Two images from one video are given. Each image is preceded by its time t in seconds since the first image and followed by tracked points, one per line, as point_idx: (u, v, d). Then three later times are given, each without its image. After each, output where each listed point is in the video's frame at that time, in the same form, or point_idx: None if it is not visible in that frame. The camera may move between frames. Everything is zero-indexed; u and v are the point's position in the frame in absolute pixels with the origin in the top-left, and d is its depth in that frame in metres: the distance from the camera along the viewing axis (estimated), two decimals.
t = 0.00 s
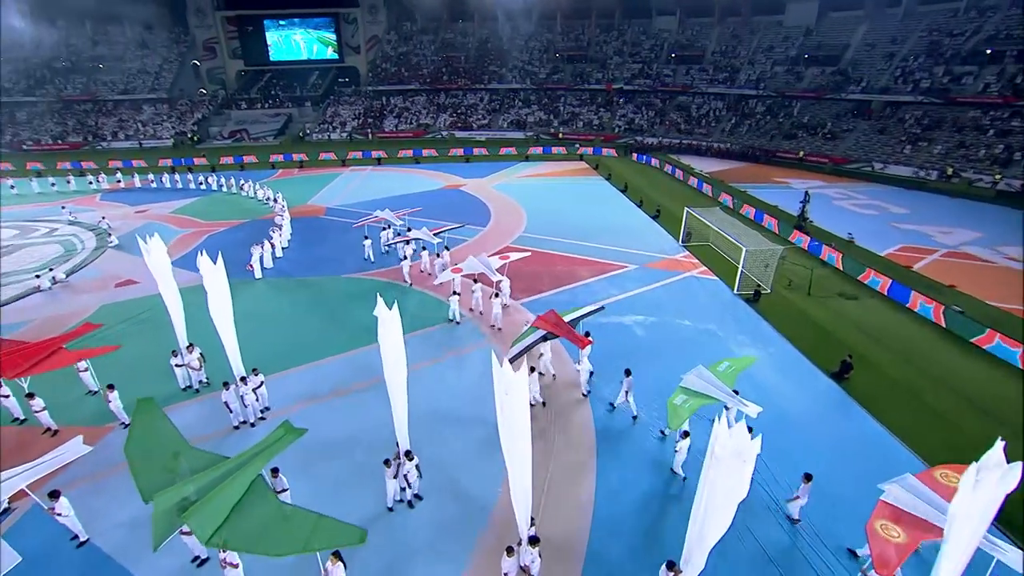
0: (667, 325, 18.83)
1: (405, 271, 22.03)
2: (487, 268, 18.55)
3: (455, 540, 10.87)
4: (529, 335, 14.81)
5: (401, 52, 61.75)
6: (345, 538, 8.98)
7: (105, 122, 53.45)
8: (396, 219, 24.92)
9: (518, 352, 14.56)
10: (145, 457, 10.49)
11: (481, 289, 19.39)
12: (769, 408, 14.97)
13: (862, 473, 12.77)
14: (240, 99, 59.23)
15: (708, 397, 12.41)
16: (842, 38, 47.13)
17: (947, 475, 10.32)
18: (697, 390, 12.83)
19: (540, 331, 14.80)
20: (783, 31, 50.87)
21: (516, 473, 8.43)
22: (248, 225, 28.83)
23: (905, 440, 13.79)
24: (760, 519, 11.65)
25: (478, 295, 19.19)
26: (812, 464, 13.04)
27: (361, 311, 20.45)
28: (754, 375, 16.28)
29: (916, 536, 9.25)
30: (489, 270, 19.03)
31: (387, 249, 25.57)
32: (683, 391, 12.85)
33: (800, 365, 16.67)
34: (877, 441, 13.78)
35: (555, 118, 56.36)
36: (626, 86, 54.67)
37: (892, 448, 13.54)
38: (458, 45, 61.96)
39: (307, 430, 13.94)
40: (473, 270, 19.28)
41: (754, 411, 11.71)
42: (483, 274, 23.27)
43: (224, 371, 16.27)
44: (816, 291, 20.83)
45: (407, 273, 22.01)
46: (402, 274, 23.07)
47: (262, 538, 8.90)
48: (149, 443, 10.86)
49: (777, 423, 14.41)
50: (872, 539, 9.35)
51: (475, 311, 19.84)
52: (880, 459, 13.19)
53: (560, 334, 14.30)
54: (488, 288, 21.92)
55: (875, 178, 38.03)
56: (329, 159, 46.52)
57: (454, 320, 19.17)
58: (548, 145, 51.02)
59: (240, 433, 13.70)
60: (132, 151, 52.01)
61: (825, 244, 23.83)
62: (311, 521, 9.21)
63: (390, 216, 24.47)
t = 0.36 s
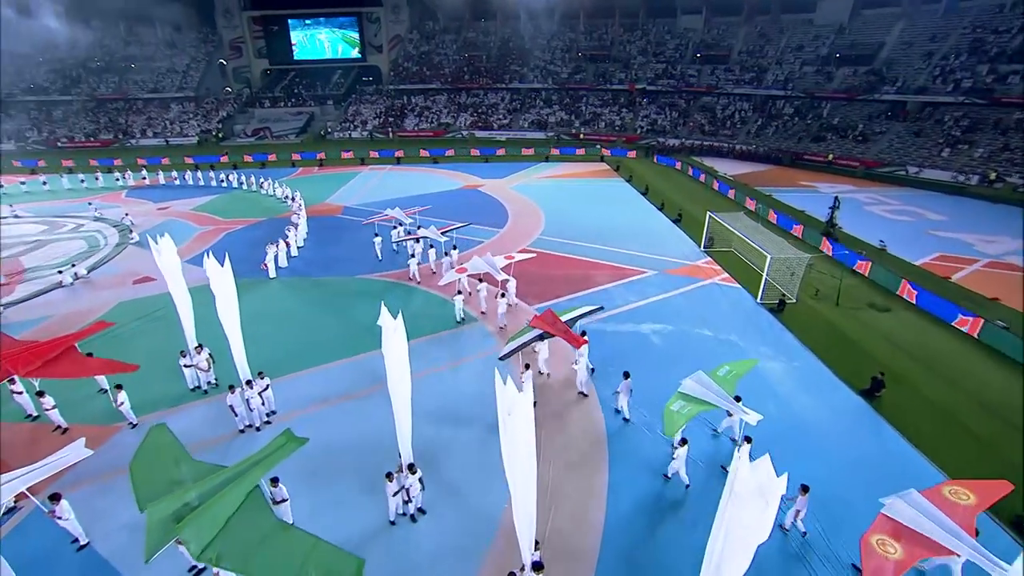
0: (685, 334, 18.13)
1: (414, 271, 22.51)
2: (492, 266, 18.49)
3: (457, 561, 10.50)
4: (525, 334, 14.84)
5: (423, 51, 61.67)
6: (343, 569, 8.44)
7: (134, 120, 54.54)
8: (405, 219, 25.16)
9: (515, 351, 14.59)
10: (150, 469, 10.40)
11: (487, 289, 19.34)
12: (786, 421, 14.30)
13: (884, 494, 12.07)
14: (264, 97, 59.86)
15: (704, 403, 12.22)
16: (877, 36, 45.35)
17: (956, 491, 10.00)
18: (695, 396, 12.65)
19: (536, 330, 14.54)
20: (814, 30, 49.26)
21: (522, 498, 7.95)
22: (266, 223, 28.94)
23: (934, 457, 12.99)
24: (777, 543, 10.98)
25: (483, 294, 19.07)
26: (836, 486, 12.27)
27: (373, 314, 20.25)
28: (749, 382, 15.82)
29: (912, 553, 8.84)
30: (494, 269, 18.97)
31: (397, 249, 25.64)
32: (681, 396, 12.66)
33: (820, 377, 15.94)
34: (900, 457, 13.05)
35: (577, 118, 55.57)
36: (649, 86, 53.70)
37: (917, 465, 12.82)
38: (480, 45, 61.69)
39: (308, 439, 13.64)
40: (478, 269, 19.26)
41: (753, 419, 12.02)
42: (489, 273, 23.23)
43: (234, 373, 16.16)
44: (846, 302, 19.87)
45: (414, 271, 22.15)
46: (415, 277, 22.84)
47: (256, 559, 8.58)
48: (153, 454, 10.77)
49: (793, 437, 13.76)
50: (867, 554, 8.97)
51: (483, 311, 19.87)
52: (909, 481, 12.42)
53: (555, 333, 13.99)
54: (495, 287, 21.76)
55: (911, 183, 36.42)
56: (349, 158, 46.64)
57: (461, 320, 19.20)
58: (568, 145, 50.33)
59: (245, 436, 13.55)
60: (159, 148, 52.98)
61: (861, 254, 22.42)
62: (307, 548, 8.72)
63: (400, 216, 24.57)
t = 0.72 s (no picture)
0: (706, 346, 17.32)
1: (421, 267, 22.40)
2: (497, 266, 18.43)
3: None
4: (523, 332, 14.92)
5: (446, 50, 61.55)
6: None
7: (163, 117, 55.48)
8: (416, 217, 25.46)
9: (512, 349, 14.67)
10: (145, 477, 10.16)
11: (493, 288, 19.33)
12: (806, 439, 13.53)
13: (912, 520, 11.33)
14: (288, 95, 60.35)
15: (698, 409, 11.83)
16: (916, 34, 43.54)
17: (960, 507, 9.39)
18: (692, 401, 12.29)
19: (532, 327, 14.80)
20: (848, 28, 47.59)
21: (523, 523, 7.51)
22: (283, 221, 29.00)
23: (974, 485, 11.97)
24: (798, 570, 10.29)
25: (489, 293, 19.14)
26: (863, 511, 11.51)
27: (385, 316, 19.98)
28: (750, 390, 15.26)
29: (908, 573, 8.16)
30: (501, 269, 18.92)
31: (408, 249, 25.67)
32: (676, 401, 12.32)
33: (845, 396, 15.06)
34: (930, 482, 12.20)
35: (599, 118, 54.63)
36: (674, 86, 52.60)
37: (950, 493, 11.91)
38: (503, 44, 61.28)
39: (309, 448, 13.34)
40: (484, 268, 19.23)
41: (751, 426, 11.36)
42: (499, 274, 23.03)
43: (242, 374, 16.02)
44: (877, 314, 18.85)
45: (422, 269, 22.22)
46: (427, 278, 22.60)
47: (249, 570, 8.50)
48: (149, 461, 10.57)
49: (813, 456, 13.00)
50: (861, 570, 8.39)
51: (488, 309, 19.92)
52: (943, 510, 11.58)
53: (553, 331, 14.22)
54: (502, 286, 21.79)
55: (949, 188, 34.77)
56: (369, 157, 46.66)
57: (466, 319, 19.25)
58: (589, 146, 49.53)
59: (249, 440, 13.35)
60: (186, 145, 53.77)
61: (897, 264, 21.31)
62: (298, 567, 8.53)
63: (411, 213, 24.86)
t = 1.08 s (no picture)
0: (727, 356, 16.61)
1: (429, 265, 22.77)
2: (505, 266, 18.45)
3: None
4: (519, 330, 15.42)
5: (471, 49, 61.35)
6: None
7: (193, 115, 56.59)
8: (428, 214, 25.50)
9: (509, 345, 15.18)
10: (142, 478, 10.02)
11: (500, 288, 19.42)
12: (824, 454, 12.90)
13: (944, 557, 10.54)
14: (314, 94, 60.95)
15: (694, 413, 11.69)
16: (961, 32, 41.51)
17: (965, 527, 8.92)
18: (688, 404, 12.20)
19: (529, 325, 15.37)
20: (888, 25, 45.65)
21: (521, 553, 7.10)
22: (302, 220, 29.10)
23: None
24: None
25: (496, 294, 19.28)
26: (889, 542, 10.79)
27: (397, 318, 19.72)
28: (756, 397, 14.84)
29: None
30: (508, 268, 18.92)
31: (421, 247, 25.53)
32: (674, 405, 12.00)
33: (874, 413, 14.16)
34: (962, 511, 11.01)
35: (624, 118, 53.62)
36: (701, 86, 51.34)
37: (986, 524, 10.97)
38: (527, 44, 60.77)
39: (313, 452, 13.10)
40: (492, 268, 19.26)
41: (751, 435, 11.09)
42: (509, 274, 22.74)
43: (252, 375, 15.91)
44: (912, 327, 17.86)
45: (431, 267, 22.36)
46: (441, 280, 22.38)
47: None
48: (147, 462, 10.45)
49: (830, 474, 12.40)
50: None
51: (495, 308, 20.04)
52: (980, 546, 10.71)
53: (549, 329, 14.66)
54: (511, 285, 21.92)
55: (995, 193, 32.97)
56: (391, 156, 46.71)
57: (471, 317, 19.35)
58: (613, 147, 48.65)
59: (254, 442, 13.16)
60: (214, 143, 54.66)
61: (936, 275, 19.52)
62: None
63: (425, 210, 25.05)
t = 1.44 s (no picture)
0: (750, 369, 15.83)
1: (438, 263, 23.43)
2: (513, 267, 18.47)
3: None
4: (514, 326, 15.36)
5: (498, 49, 61.01)
6: None
7: (224, 113, 57.68)
8: (444, 213, 25.30)
9: (503, 340, 15.07)
10: (137, 481, 9.86)
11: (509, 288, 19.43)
12: (847, 475, 12.17)
13: None
14: (341, 93, 61.51)
15: (687, 419, 11.24)
16: (1014, 29, 39.22)
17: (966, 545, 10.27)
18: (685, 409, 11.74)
19: (526, 323, 15.28)
20: (934, 22, 43.50)
21: None
22: (323, 218, 29.18)
23: None
24: None
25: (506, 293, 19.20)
26: None
27: (411, 320, 19.46)
28: (780, 415, 14.03)
29: None
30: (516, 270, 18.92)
31: (436, 246, 25.34)
32: (669, 409, 11.69)
33: (908, 437, 13.22)
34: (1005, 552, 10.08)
35: (651, 119, 52.49)
36: (732, 87, 49.93)
37: None
38: (554, 43, 60.13)
39: (317, 457, 12.85)
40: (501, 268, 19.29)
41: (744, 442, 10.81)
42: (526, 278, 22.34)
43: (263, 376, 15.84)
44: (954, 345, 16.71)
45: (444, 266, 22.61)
46: (457, 282, 22.09)
47: None
48: (144, 463, 10.28)
49: (851, 495, 11.68)
50: None
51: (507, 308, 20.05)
52: None
53: (543, 327, 14.58)
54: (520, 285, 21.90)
55: None
56: (414, 155, 46.70)
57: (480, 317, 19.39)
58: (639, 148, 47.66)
59: (259, 444, 13.02)
60: (243, 141, 55.58)
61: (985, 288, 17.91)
62: None
63: (438, 208, 25.08)
